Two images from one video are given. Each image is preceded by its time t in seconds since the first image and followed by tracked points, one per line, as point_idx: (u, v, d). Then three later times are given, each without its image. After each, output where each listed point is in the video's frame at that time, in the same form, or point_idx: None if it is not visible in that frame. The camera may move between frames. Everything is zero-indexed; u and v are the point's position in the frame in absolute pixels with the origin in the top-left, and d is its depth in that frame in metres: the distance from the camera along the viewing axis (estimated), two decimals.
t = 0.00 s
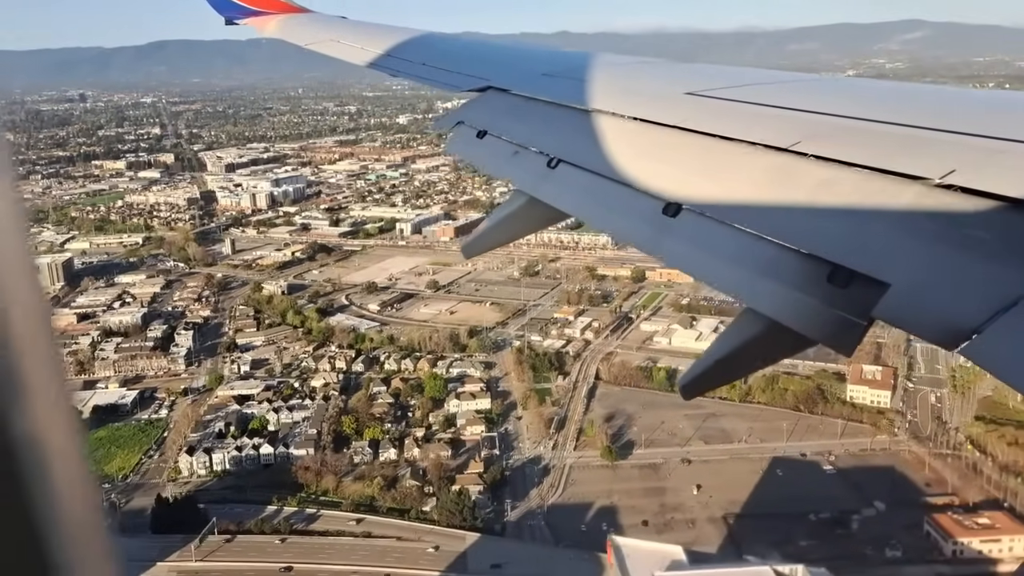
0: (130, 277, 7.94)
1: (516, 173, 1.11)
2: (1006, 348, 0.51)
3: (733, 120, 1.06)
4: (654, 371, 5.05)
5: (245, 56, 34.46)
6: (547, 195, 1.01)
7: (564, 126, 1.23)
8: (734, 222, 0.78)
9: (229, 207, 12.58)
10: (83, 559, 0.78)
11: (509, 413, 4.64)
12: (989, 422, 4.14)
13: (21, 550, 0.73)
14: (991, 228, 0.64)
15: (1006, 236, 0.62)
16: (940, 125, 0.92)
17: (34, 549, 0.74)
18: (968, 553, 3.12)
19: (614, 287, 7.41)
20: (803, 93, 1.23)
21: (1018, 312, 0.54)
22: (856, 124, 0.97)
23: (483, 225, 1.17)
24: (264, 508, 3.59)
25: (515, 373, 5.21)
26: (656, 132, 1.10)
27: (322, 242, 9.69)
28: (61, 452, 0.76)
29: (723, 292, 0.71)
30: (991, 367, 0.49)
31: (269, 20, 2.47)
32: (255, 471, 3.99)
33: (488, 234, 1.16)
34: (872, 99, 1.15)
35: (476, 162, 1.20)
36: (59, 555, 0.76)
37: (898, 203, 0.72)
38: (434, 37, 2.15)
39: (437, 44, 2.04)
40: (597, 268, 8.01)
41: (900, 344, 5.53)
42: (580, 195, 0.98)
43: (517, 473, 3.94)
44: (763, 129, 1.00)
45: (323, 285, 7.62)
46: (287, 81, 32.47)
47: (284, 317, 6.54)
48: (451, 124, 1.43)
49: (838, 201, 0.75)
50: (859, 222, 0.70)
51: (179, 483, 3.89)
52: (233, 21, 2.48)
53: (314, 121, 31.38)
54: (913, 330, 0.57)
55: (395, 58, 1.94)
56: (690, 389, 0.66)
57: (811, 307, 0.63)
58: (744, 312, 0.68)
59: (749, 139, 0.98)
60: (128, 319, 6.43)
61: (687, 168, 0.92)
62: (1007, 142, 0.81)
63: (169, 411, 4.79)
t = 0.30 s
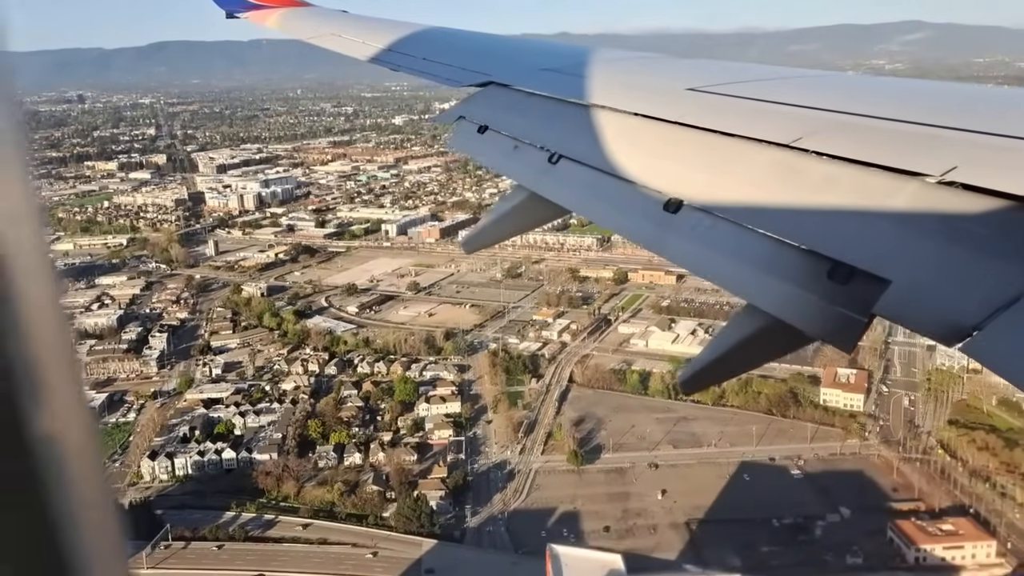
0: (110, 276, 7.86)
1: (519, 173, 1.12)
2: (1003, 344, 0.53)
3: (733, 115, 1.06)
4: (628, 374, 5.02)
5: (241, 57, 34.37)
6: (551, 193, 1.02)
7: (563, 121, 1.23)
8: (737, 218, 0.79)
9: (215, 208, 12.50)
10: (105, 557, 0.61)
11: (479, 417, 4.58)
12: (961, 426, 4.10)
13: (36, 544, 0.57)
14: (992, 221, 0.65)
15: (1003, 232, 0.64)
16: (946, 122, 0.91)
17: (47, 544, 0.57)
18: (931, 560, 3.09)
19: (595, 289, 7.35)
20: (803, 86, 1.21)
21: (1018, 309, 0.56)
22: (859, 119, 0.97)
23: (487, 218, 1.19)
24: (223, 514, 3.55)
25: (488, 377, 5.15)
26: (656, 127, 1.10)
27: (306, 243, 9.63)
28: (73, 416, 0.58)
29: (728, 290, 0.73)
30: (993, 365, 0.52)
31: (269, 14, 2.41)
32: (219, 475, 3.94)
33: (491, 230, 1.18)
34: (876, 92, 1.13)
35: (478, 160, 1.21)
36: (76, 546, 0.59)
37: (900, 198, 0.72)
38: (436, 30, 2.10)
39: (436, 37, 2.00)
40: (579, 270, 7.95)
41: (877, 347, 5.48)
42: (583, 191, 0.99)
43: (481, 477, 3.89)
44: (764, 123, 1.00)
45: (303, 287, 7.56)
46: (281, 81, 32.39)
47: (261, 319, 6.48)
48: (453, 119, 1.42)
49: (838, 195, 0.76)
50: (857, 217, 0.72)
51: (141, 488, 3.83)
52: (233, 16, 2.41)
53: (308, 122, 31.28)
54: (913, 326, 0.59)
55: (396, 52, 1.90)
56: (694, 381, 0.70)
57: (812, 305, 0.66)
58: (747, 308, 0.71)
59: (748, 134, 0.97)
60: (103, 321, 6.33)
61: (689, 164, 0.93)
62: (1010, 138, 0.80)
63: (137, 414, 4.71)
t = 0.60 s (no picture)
0: (96, 263, 7.75)
1: (519, 170, 1.14)
2: (1000, 343, 0.52)
3: (733, 113, 1.04)
4: (599, 378, 4.98)
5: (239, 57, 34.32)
6: (550, 190, 1.04)
7: (563, 118, 1.24)
8: (736, 217, 0.80)
9: (203, 210, 12.47)
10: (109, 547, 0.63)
11: (448, 421, 4.53)
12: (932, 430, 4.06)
13: (39, 546, 0.59)
14: (993, 220, 0.63)
15: (1008, 229, 0.62)
16: (946, 121, 0.87)
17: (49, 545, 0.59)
18: (891, 568, 3.05)
19: (576, 292, 7.31)
20: (807, 86, 1.18)
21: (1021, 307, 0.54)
22: (861, 118, 0.94)
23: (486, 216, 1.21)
24: (177, 520, 3.47)
25: (460, 381, 5.10)
26: (656, 125, 1.09)
27: (290, 244, 9.60)
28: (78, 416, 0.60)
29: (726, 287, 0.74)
30: (995, 366, 0.51)
31: (270, 14, 2.41)
32: (178, 480, 3.87)
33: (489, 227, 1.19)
34: (881, 92, 1.10)
35: (480, 157, 1.23)
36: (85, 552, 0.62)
37: (900, 197, 0.70)
38: (436, 27, 2.12)
39: (440, 35, 2.00)
40: (562, 272, 7.90)
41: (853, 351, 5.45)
42: (583, 189, 1.01)
43: (445, 482, 3.85)
44: (764, 122, 0.98)
45: (282, 289, 7.51)
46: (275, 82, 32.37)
47: (238, 321, 6.43)
48: (455, 117, 1.44)
49: (837, 195, 0.75)
50: (860, 216, 0.70)
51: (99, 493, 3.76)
52: (233, 13, 2.40)
53: (304, 123, 31.23)
54: (914, 324, 0.59)
55: (399, 50, 1.90)
56: (691, 380, 0.76)
57: (813, 303, 0.66)
58: (743, 308, 0.75)
59: (748, 132, 0.95)
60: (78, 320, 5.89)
61: (688, 162, 0.93)
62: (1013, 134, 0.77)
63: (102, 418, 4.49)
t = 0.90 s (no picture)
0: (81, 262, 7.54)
1: (517, 167, 1.06)
2: (1008, 345, 0.49)
3: (731, 110, 0.99)
4: (572, 381, 4.93)
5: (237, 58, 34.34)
6: (549, 186, 0.97)
7: (562, 115, 1.17)
8: (739, 214, 0.74)
9: (192, 211, 12.45)
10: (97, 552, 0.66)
11: (416, 426, 4.48)
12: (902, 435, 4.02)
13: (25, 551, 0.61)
14: (997, 217, 0.59)
15: (1012, 227, 0.58)
16: (953, 118, 0.82)
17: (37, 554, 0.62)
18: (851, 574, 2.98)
19: (557, 293, 7.25)
20: (805, 81, 1.13)
21: None
22: (861, 114, 0.89)
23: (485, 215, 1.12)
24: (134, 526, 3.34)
25: (432, 384, 5.03)
26: (658, 121, 1.03)
27: (275, 246, 9.55)
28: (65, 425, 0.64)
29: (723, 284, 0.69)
30: (1005, 368, 0.47)
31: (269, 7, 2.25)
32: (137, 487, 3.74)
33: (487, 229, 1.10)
34: (885, 88, 1.05)
35: (479, 155, 1.15)
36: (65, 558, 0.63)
37: (901, 195, 0.66)
38: (441, 25, 2.01)
39: (442, 32, 1.90)
40: (545, 274, 7.85)
41: (829, 354, 5.40)
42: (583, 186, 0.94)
43: (408, 487, 3.80)
44: (762, 118, 0.93)
45: (260, 291, 7.47)
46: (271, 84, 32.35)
47: (214, 323, 6.39)
48: (454, 116, 1.36)
49: (837, 190, 0.70)
50: (859, 214, 0.66)
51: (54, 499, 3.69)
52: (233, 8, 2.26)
53: (299, 124, 31.19)
54: (915, 323, 0.55)
55: (401, 47, 1.80)
56: (700, 376, 0.71)
57: (811, 301, 0.62)
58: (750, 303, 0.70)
59: (748, 129, 0.90)
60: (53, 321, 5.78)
61: (690, 159, 0.86)
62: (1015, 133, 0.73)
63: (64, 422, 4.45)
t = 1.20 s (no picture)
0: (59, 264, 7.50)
1: (519, 165, 1.01)
2: (1006, 344, 0.46)
3: (733, 108, 0.95)
4: (544, 385, 4.88)
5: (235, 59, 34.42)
6: (551, 187, 0.93)
7: (564, 115, 1.12)
8: (746, 214, 0.70)
9: (179, 212, 12.42)
10: (81, 555, 0.70)
11: (383, 430, 4.43)
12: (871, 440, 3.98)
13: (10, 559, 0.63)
14: (999, 215, 0.56)
15: (1018, 226, 0.55)
16: (964, 117, 0.79)
17: (24, 554, 0.64)
18: None
19: (538, 295, 7.21)
20: (809, 80, 1.09)
21: None
22: (865, 113, 0.86)
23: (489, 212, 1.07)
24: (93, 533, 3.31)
25: (404, 388, 4.98)
26: (659, 121, 0.98)
27: (258, 248, 9.51)
28: (48, 429, 0.67)
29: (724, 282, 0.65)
30: (1010, 366, 0.44)
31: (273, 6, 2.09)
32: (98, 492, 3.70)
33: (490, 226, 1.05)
34: (892, 88, 1.00)
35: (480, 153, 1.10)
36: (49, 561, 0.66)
37: (904, 194, 0.63)
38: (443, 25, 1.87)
39: (445, 30, 1.77)
40: (527, 276, 7.80)
41: (806, 357, 5.36)
42: (585, 186, 0.89)
43: (370, 493, 3.76)
44: (764, 117, 0.89)
45: (239, 294, 7.42)
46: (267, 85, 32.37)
47: (189, 326, 6.34)
48: (456, 114, 1.30)
49: (838, 190, 0.67)
50: (863, 212, 0.63)
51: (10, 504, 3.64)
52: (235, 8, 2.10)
53: (294, 124, 31.15)
54: (917, 321, 0.52)
55: (404, 46, 1.67)
56: (701, 377, 0.65)
57: (814, 299, 0.59)
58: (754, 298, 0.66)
59: (752, 128, 0.86)
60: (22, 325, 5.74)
61: (692, 159, 0.82)
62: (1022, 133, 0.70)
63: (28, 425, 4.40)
